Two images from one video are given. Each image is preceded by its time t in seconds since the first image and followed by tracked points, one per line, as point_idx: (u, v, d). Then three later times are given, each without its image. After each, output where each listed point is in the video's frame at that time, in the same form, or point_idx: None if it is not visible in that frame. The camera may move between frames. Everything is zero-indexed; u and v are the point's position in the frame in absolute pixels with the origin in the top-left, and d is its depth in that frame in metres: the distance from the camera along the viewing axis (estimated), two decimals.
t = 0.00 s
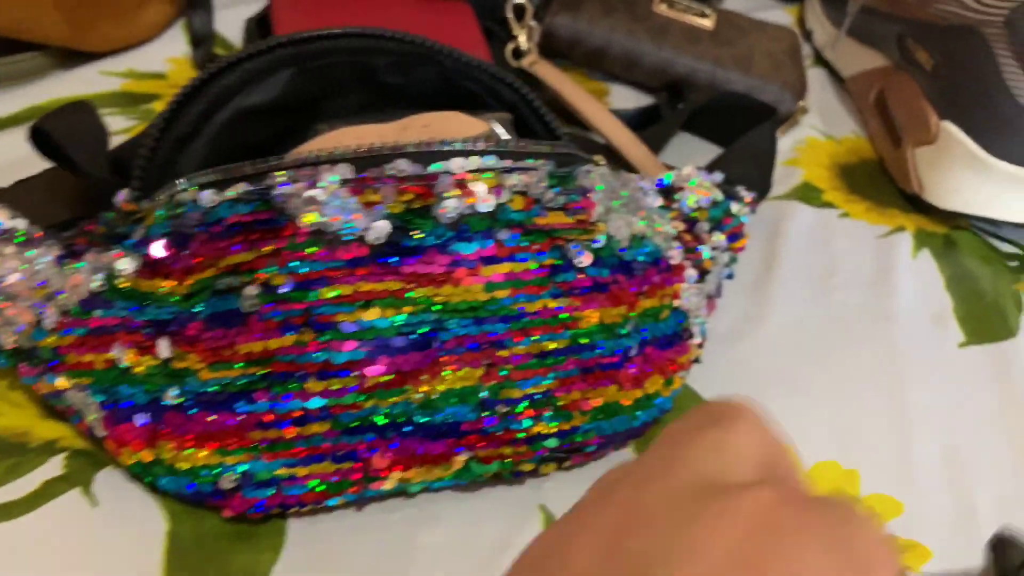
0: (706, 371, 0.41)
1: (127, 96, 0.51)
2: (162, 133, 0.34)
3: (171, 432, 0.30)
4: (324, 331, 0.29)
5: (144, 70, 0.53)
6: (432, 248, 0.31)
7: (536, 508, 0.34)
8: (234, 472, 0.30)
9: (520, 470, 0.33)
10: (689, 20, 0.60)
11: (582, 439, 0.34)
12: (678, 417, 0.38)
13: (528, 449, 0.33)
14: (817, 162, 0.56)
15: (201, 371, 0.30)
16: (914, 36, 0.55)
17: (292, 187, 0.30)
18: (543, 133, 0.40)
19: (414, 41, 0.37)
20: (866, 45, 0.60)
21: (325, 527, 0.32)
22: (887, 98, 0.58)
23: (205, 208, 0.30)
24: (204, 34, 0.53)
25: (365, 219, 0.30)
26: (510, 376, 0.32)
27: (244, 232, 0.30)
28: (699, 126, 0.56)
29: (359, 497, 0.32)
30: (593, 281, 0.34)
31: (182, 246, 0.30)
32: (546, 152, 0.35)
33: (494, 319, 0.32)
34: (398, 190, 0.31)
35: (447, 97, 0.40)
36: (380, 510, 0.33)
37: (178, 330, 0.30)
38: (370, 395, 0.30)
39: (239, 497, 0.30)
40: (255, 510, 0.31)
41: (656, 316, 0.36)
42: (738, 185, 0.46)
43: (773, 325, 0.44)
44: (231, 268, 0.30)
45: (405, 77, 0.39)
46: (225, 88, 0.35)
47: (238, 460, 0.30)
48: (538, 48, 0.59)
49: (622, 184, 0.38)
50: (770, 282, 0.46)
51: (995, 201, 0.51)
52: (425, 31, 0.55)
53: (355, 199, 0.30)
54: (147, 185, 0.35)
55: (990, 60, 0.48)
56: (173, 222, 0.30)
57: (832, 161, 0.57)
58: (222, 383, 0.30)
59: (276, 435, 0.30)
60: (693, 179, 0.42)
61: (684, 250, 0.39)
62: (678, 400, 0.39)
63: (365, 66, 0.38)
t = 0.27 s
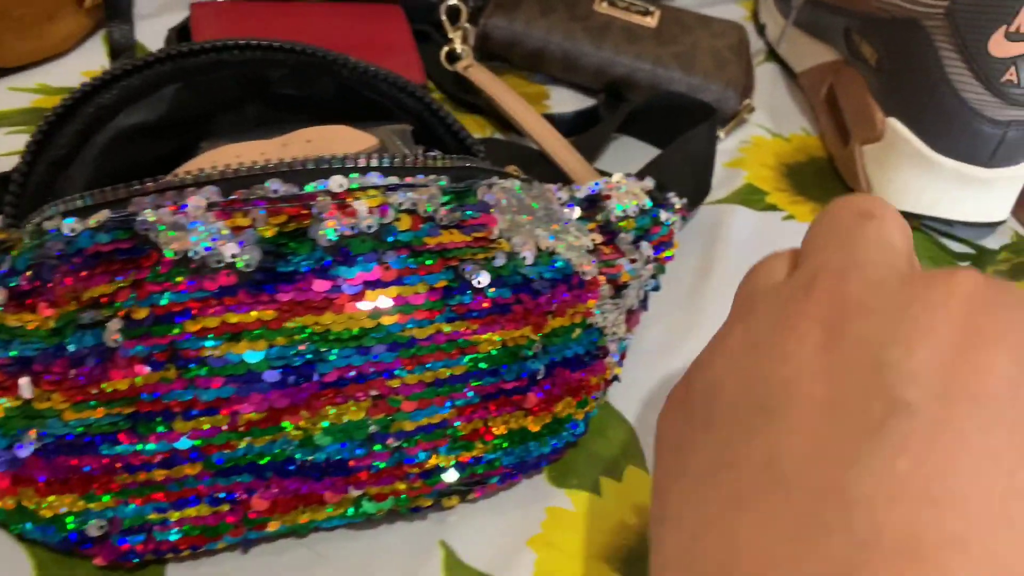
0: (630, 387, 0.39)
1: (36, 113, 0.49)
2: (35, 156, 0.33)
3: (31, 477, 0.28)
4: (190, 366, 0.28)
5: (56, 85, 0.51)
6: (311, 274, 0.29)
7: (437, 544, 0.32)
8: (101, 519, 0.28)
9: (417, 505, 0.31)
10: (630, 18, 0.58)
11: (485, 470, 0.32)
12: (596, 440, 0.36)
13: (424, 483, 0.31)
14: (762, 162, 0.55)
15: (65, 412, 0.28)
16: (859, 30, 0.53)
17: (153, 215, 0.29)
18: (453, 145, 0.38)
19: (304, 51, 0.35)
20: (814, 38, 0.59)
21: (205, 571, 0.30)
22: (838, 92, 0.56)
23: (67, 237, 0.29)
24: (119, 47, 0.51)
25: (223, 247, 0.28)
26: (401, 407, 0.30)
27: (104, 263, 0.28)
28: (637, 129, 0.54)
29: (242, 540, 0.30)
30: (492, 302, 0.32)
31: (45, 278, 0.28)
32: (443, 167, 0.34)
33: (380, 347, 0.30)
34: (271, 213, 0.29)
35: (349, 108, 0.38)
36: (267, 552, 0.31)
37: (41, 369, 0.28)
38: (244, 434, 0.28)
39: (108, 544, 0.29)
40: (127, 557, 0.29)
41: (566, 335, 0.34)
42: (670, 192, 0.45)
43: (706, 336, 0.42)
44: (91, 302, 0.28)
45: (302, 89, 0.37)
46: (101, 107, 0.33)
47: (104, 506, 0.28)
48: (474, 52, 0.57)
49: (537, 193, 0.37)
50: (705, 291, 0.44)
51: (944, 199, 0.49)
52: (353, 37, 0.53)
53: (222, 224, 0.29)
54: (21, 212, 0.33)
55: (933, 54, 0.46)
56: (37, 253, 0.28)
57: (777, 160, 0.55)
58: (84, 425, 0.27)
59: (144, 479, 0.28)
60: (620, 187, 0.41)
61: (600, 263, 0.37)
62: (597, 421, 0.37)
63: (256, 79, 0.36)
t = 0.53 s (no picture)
0: (627, 389, 0.38)
1: (22, 116, 0.48)
2: (16, 163, 0.32)
3: (17, 490, 0.27)
4: (176, 376, 0.27)
5: (42, 88, 0.50)
6: (298, 280, 0.28)
7: (430, 553, 0.31)
8: (88, 532, 0.27)
9: (411, 514, 0.31)
10: (623, 16, 0.58)
11: (479, 478, 0.31)
12: (591, 445, 0.36)
13: (417, 492, 0.30)
14: (757, 160, 0.54)
15: (49, 423, 0.27)
16: (854, 27, 0.52)
17: (135, 223, 0.28)
18: (444, 146, 0.37)
19: (291, 52, 0.34)
20: (809, 35, 0.58)
21: None
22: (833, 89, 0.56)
23: (50, 245, 0.28)
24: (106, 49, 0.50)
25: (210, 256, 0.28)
26: (393, 416, 0.29)
27: (87, 271, 0.28)
28: (632, 128, 0.53)
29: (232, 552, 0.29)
30: (484, 307, 0.31)
31: (30, 288, 0.28)
32: (432, 170, 0.33)
33: (370, 354, 0.29)
34: (256, 219, 0.29)
35: (339, 111, 0.37)
36: (259, 564, 0.30)
37: (26, 380, 0.27)
38: (232, 445, 0.27)
39: (95, 558, 0.28)
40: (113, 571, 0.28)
41: (560, 339, 0.33)
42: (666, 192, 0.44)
43: (702, 338, 0.41)
44: (75, 311, 0.28)
45: (289, 92, 0.36)
46: (84, 112, 0.33)
47: (91, 519, 0.27)
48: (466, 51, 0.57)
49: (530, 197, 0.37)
50: (700, 293, 0.43)
51: (941, 196, 0.49)
52: (342, 38, 0.52)
53: (207, 230, 0.28)
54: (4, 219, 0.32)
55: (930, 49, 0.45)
56: (21, 262, 0.29)
57: (773, 158, 0.55)
58: (69, 437, 0.27)
59: (131, 492, 0.27)
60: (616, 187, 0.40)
61: (594, 265, 0.36)
62: (593, 426, 0.36)
63: (242, 81, 0.35)
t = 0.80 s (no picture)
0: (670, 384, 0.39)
1: (67, 112, 0.49)
2: (77, 156, 0.33)
3: (85, 477, 0.28)
4: (242, 365, 0.28)
5: (85, 85, 0.51)
6: (360, 272, 0.29)
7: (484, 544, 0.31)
8: (153, 518, 0.28)
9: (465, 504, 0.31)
10: (654, 16, 0.58)
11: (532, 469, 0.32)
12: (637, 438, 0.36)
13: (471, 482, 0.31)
14: (789, 159, 0.55)
15: (116, 411, 0.27)
16: (886, 26, 0.53)
17: (203, 214, 0.28)
18: (490, 142, 0.38)
19: (344, 50, 0.35)
20: (838, 35, 0.58)
21: (256, 570, 0.30)
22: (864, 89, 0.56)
23: (115, 236, 0.28)
24: (147, 46, 0.51)
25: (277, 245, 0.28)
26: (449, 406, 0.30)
27: (155, 261, 0.28)
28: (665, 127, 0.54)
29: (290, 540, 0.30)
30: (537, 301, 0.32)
31: (96, 276, 0.28)
32: (484, 165, 0.33)
33: (429, 345, 0.30)
34: (320, 212, 0.29)
35: (386, 106, 0.38)
36: (315, 552, 0.30)
37: (92, 368, 0.27)
38: (295, 433, 0.28)
39: (160, 543, 0.29)
40: (179, 556, 0.29)
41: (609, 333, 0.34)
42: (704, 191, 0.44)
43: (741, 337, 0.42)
44: (142, 300, 0.28)
45: (339, 87, 0.37)
46: (142, 107, 0.33)
47: (156, 504, 0.28)
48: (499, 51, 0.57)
49: (575, 193, 0.37)
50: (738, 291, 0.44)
51: (977, 196, 0.48)
52: (379, 36, 0.53)
53: (271, 222, 0.29)
54: (65, 212, 0.33)
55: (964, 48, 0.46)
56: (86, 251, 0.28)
57: (804, 157, 0.55)
58: (136, 424, 0.27)
59: (196, 478, 0.28)
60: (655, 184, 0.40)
61: (639, 261, 0.37)
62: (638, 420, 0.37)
63: (295, 77, 0.36)
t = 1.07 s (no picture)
0: (717, 385, 0.40)
1: (128, 119, 0.51)
2: (158, 161, 0.34)
3: (173, 467, 0.29)
4: (324, 362, 0.29)
5: (145, 92, 0.53)
6: (432, 274, 0.30)
7: (546, 535, 0.33)
8: (237, 507, 0.29)
9: (528, 498, 0.33)
10: (693, 25, 0.59)
11: (592, 465, 0.33)
12: (689, 438, 0.37)
13: (535, 476, 0.32)
14: (827, 167, 0.56)
15: (203, 406, 0.29)
16: (925, 37, 0.54)
17: (287, 218, 0.30)
18: (547, 153, 0.39)
19: (410, 61, 0.36)
20: (874, 45, 0.59)
21: (332, 558, 0.31)
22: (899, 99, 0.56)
23: (201, 240, 0.30)
24: (204, 54, 0.53)
25: (357, 249, 0.30)
26: (515, 403, 0.31)
27: (240, 263, 0.30)
28: (705, 134, 0.55)
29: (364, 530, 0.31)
30: (598, 303, 0.33)
31: (183, 276, 0.30)
32: (547, 173, 0.35)
33: (497, 344, 0.31)
34: (396, 217, 0.31)
35: (447, 116, 0.39)
36: (388, 539, 0.32)
37: (177, 364, 0.29)
38: (373, 427, 0.29)
39: (243, 531, 0.30)
40: (260, 544, 0.30)
41: (665, 335, 0.35)
42: (749, 197, 0.45)
43: (785, 338, 0.43)
44: (228, 300, 0.29)
45: (403, 97, 0.38)
46: (220, 115, 0.35)
47: (240, 494, 0.29)
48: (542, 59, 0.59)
49: (627, 200, 0.37)
50: (782, 295, 0.45)
51: (1016, 205, 0.49)
52: (427, 45, 0.54)
53: (353, 226, 0.30)
54: (145, 215, 0.34)
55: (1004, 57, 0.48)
56: (173, 253, 0.30)
57: (843, 165, 0.56)
58: (222, 418, 0.29)
59: (278, 470, 0.29)
60: (699, 191, 0.41)
61: (692, 266, 0.38)
62: (690, 420, 0.38)
63: (362, 87, 0.37)
